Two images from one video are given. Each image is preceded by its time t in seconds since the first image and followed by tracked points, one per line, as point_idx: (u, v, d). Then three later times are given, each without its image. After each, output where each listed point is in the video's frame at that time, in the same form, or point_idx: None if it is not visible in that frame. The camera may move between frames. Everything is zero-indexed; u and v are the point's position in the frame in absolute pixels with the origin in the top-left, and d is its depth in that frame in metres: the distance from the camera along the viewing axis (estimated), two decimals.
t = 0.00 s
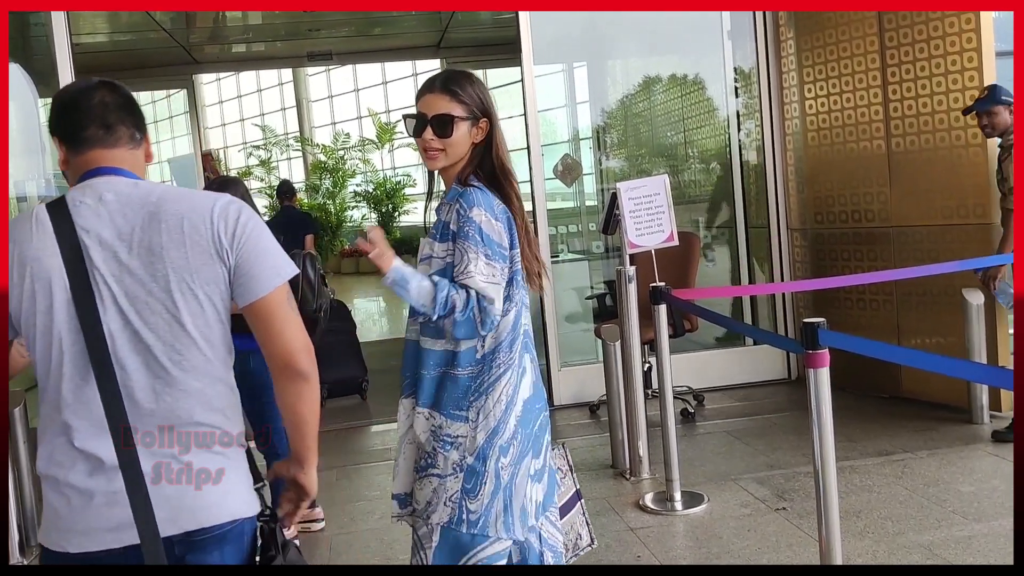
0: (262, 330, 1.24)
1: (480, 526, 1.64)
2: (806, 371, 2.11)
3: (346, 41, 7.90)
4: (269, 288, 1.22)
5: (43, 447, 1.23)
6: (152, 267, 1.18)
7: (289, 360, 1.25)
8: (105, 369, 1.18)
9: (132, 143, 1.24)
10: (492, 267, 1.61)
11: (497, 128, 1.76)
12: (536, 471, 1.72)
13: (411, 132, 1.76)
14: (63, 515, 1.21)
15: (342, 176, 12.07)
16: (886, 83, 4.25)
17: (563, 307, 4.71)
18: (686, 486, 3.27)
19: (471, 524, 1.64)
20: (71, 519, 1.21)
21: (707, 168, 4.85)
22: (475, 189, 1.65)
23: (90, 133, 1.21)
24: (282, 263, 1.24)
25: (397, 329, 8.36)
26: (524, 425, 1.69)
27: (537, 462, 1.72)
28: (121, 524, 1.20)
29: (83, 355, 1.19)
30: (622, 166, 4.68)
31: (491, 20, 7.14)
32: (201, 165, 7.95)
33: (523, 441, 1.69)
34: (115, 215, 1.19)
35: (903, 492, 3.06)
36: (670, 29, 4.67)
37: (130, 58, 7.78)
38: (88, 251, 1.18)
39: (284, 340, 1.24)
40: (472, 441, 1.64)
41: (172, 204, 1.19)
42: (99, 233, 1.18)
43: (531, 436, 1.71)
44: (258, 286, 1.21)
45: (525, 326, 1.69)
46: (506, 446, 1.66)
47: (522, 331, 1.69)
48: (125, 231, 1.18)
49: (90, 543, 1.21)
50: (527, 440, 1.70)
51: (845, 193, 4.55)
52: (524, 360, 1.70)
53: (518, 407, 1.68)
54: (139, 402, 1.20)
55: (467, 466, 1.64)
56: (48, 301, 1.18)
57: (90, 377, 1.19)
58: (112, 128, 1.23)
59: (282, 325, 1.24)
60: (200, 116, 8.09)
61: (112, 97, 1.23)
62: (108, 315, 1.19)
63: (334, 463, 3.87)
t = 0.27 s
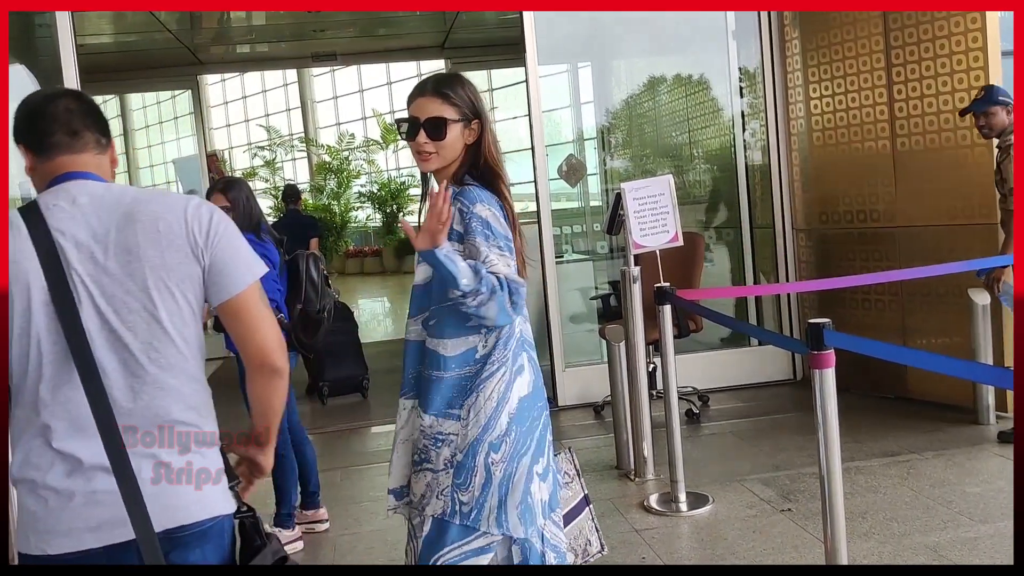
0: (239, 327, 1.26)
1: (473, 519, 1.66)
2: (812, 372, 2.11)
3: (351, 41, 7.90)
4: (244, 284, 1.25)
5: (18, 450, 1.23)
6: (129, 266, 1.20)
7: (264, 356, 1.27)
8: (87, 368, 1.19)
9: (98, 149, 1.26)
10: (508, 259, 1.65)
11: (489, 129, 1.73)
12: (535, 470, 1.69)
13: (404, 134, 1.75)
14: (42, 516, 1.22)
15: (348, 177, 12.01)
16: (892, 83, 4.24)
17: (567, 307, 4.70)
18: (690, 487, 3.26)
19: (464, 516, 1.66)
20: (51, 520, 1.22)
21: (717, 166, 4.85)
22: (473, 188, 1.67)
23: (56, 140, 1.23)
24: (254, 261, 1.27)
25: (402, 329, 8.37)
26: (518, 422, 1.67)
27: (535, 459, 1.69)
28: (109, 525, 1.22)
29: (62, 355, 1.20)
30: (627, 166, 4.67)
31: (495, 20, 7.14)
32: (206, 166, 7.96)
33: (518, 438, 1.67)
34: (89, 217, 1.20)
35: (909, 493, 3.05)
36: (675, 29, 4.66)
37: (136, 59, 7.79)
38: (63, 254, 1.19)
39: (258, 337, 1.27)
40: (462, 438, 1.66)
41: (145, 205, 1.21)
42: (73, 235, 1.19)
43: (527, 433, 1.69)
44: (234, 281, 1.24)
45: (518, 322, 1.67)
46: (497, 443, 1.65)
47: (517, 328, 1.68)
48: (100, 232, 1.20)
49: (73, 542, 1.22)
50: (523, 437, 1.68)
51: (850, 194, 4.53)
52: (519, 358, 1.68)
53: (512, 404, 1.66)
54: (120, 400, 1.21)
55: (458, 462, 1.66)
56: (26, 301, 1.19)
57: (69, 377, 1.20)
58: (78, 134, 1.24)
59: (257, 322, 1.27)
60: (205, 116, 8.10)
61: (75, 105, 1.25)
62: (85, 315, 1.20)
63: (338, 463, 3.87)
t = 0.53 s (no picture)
0: (200, 329, 1.24)
1: (472, 516, 1.66)
2: (821, 372, 2.10)
3: (360, 41, 7.91)
4: (204, 283, 1.23)
5: None
6: (99, 263, 1.20)
7: (222, 356, 1.25)
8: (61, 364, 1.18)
9: (60, 150, 1.26)
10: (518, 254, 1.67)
11: (481, 129, 1.75)
12: (536, 468, 1.69)
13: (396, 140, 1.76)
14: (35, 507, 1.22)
15: (356, 177, 12.14)
16: (903, 82, 4.21)
17: (576, 307, 4.69)
18: (699, 488, 3.25)
19: (464, 513, 1.66)
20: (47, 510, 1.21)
21: (736, 160, 4.83)
22: (471, 188, 1.69)
23: (17, 144, 1.23)
24: (218, 261, 1.26)
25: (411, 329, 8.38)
26: (517, 420, 1.67)
27: (534, 457, 1.69)
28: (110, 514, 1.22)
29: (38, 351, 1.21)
30: (636, 166, 4.66)
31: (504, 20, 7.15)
32: (215, 166, 7.97)
33: (519, 436, 1.67)
34: (60, 215, 1.20)
35: (921, 495, 3.03)
36: (684, 28, 4.65)
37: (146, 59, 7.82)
38: (35, 251, 1.19)
39: (217, 337, 1.24)
40: (463, 434, 1.65)
41: (114, 203, 1.21)
42: (45, 233, 1.19)
43: (526, 431, 1.68)
44: (198, 278, 1.22)
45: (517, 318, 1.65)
46: (495, 440, 1.65)
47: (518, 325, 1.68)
48: (70, 230, 1.20)
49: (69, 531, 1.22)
50: (523, 435, 1.67)
51: (860, 194, 4.50)
52: (519, 356, 1.68)
53: (512, 401, 1.66)
54: (93, 395, 1.21)
55: (458, 458, 1.66)
56: None
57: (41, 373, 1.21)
58: (39, 136, 1.24)
59: (220, 320, 1.25)
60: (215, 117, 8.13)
61: (37, 109, 1.26)
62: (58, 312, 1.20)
63: (345, 463, 3.88)
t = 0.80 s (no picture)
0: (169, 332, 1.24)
1: (481, 517, 1.63)
2: (838, 374, 2.08)
3: (373, 41, 7.93)
4: (180, 286, 1.24)
5: None
6: (81, 264, 1.20)
7: (192, 360, 1.26)
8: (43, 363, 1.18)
9: (37, 151, 1.30)
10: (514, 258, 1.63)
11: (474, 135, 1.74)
12: (541, 467, 1.67)
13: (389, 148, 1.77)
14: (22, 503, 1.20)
15: (370, 177, 12.14)
16: (919, 82, 4.18)
17: (589, 308, 4.68)
18: (714, 489, 3.24)
19: (473, 514, 1.63)
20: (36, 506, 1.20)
21: (748, 162, 4.82)
22: (461, 194, 1.68)
23: None
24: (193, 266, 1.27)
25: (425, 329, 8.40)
26: (518, 420, 1.65)
27: (538, 456, 1.67)
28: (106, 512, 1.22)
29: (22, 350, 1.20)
30: (650, 165, 4.65)
31: (518, 20, 7.16)
32: (231, 165, 8.02)
33: (522, 436, 1.65)
34: (43, 215, 1.20)
35: (938, 497, 3.00)
36: (698, 27, 4.63)
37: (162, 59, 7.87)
38: (18, 251, 1.20)
39: (188, 343, 1.25)
40: (464, 436, 1.63)
41: (96, 204, 1.21)
42: (28, 233, 1.20)
43: (527, 431, 1.66)
44: (176, 278, 1.23)
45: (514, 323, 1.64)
46: (498, 441, 1.63)
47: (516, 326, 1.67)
48: (52, 230, 1.20)
49: (63, 526, 1.21)
50: (526, 435, 1.65)
51: (876, 194, 4.47)
52: (518, 357, 1.67)
53: (514, 401, 1.64)
54: (75, 395, 1.21)
55: (462, 460, 1.63)
56: None
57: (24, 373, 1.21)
58: (17, 137, 1.28)
59: (191, 327, 1.25)
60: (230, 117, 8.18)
61: (13, 112, 1.30)
62: (41, 313, 1.20)
63: (359, 463, 3.89)
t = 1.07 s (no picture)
0: (157, 330, 1.29)
1: (480, 519, 1.64)
2: (857, 374, 2.07)
3: (389, 41, 7.95)
4: (171, 286, 1.28)
5: None
6: (77, 262, 1.22)
7: (178, 360, 1.31)
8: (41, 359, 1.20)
9: (29, 155, 1.31)
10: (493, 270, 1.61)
11: (458, 144, 1.77)
12: (537, 469, 1.66)
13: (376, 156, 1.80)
14: (31, 496, 1.19)
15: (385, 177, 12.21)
16: (938, 80, 4.13)
17: (605, 307, 4.67)
18: (731, 490, 3.22)
19: (471, 516, 1.65)
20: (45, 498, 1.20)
21: (763, 163, 4.80)
22: (443, 204, 1.69)
23: None
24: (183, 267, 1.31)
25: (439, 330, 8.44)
26: (512, 423, 1.65)
27: (535, 458, 1.67)
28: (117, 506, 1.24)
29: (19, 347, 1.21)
30: (665, 165, 4.64)
31: (534, 19, 7.18)
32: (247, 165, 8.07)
33: (515, 439, 1.65)
34: (38, 216, 1.22)
35: (958, 499, 2.97)
36: (715, 26, 4.62)
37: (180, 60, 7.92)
38: (14, 250, 1.21)
39: (176, 345, 1.30)
40: (455, 440, 1.65)
41: (90, 205, 1.24)
42: (24, 233, 1.21)
43: (523, 433, 1.66)
44: (167, 277, 1.27)
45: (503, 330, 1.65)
46: (490, 444, 1.64)
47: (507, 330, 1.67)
48: (47, 230, 1.22)
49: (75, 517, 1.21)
50: (519, 437, 1.66)
51: (895, 193, 4.43)
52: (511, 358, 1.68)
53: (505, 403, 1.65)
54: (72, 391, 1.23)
55: (455, 464, 1.65)
56: None
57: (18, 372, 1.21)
58: (11, 139, 1.30)
59: (176, 328, 1.30)
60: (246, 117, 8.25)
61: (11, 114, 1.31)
62: (39, 311, 1.22)
63: (374, 462, 3.90)
